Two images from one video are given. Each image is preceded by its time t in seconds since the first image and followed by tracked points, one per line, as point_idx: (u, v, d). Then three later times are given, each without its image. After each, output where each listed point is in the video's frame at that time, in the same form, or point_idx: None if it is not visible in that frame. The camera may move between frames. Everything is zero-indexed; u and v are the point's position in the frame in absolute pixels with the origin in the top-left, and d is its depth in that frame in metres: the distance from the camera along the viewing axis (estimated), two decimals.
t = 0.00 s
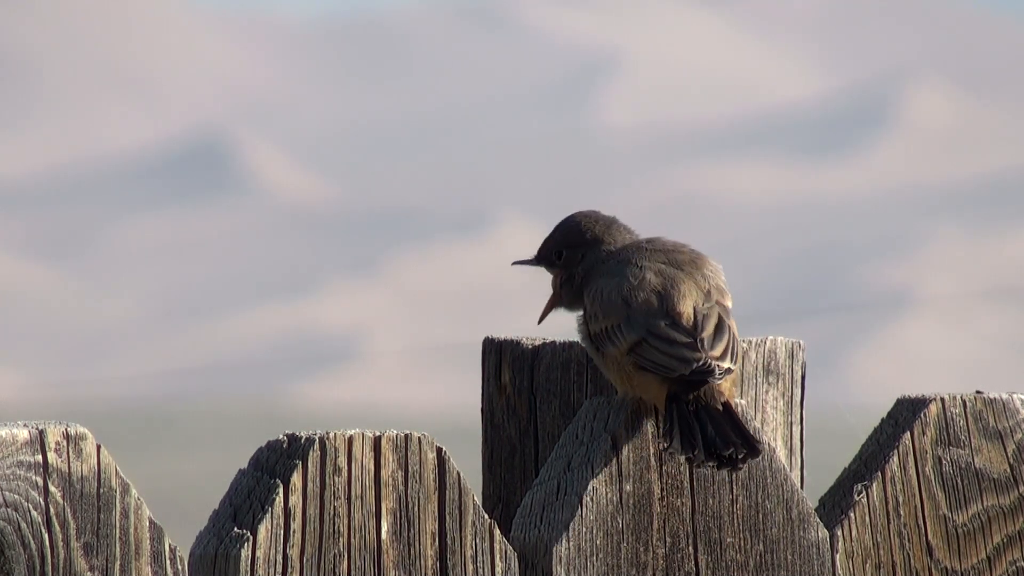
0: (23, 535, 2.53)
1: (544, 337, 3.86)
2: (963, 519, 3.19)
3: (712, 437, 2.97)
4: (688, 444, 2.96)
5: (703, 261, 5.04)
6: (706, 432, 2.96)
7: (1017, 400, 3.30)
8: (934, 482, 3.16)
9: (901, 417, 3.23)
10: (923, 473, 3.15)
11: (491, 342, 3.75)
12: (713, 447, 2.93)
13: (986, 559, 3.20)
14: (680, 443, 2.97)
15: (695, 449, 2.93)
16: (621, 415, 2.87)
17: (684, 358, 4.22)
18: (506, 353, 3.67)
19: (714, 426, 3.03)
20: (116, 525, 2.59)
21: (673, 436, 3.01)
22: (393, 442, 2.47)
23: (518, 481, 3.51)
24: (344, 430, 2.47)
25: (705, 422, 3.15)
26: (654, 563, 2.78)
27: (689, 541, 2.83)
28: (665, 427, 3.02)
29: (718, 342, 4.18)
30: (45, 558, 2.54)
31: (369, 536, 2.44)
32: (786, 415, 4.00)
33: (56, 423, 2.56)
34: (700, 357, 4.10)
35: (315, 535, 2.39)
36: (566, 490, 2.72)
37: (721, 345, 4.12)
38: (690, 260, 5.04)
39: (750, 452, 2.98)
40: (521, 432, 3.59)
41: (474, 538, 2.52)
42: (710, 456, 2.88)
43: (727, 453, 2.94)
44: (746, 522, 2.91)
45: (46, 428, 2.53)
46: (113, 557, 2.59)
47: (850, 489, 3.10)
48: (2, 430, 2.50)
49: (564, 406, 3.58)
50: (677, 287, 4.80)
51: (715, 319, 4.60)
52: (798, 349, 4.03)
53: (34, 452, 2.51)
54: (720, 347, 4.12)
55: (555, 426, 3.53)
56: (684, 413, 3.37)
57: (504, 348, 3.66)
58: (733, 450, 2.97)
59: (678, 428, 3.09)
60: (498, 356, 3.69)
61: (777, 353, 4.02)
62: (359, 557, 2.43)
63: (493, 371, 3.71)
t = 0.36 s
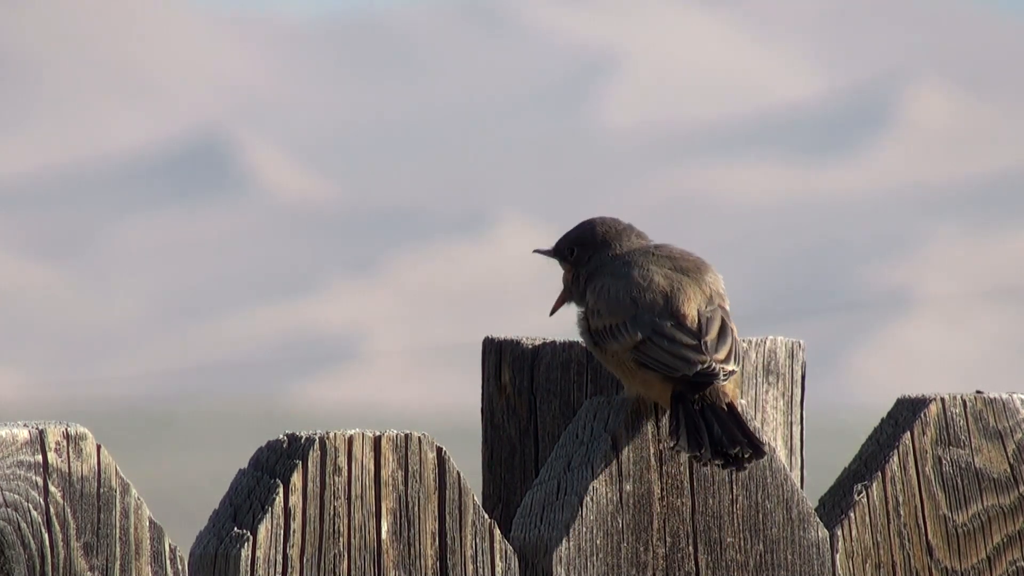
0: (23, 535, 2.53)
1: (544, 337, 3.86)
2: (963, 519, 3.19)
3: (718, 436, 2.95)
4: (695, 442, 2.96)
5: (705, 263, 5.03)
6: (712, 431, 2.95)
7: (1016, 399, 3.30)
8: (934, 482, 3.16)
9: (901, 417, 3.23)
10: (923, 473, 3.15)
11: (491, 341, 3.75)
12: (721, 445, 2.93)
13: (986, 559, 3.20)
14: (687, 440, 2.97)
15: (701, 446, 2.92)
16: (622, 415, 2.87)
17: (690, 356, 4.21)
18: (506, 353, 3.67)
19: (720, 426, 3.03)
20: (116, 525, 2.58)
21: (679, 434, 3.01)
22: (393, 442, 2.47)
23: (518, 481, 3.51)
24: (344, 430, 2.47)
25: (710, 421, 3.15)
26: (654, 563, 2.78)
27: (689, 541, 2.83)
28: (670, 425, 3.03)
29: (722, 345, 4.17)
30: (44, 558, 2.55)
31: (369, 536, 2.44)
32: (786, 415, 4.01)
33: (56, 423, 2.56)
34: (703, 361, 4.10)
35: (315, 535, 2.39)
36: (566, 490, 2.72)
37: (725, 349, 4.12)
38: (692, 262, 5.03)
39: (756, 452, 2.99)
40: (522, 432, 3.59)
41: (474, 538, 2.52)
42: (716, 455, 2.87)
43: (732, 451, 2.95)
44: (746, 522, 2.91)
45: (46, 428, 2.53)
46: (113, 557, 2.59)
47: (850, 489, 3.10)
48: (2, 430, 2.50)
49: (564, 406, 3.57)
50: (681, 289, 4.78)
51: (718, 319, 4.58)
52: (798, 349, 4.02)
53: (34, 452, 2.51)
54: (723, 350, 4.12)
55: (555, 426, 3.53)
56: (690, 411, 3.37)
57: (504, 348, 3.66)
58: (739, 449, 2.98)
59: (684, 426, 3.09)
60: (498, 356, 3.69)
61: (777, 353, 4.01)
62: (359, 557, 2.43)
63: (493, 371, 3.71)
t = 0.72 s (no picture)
0: (23, 535, 2.54)
1: (544, 338, 3.87)
2: (963, 519, 3.19)
3: (705, 434, 2.92)
4: (678, 440, 2.91)
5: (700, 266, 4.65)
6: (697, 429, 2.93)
7: (1017, 399, 3.30)
8: (934, 482, 3.16)
9: (901, 417, 3.23)
10: (923, 473, 3.15)
11: (492, 342, 3.78)
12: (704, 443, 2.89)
13: (986, 559, 3.20)
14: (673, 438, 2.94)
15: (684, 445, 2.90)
16: (621, 415, 2.86)
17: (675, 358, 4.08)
18: (506, 354, 3.70)
19: (704, 423, 2.98)
20: (116, 525, 2.58)
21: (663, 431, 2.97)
22: (393, 442, 2.47)
23: (517, 480, 3.50)
24: (344, 429, 2.47)
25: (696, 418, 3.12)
26: (654, 563, 2.78)
27: (689, 541, 2.83)
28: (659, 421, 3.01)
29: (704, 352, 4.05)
30: (45, 557, 2.55)
31: (369, 536, 2.44)
32: (786, 415, 4.02)
33: (56, 423, 2.56)
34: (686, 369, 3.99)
35: (315, 535, 2.39)
36: (565, 490, 2.72)
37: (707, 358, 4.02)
38: (689, 263, 4.61)
39: (739, 450, 2.94)
40: (521, 431, 3.58)
41: (474, 538, 2.52)
42: (700, 454, 2.85)
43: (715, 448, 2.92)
44: (746, 522, 2.91)
45: (46, 428, 2.53)
46: (112, 557, 2.58)
47: (850, 489, 3.10)
48: (2, 430, 2.50)
49: (564, 406, 3.58)
50: (673, 287, 4.46)
51: (708, 327, 4.26)
52: (797, 350, 4.07)
53: (34, 452, 2.52)
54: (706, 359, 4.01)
55: (555, 425, 3.53)
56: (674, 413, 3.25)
57: (505, 349, 3.69)
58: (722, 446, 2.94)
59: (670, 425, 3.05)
60: (498, 357, 3.72)
61: (777, 353, 4.01)
62: (359, 557, 2.43)
63: (494, 372, 3.73)
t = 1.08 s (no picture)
0: (23, 535, 2.54)
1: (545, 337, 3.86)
2: (963, 519, 3.19)
3: (702, 431, 2.93)
4: (675, 438, 2.93)
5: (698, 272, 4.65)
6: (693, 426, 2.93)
7: (1017, 400, 3.30)
8: (934, 482, 3.16)
9: (901, 418, 3.23)
10: (923, 473, 3.14)
11: (492, 341, 3.79)
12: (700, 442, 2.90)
13: (986, 559, 3.20)
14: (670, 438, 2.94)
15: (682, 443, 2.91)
16: (621, 415, 2.86)
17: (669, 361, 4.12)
18: (506, 354, 3.70)
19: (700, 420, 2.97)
20: (116, 525, 2.58)
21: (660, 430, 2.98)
22: (393, 442, 2.47)
23: (517, 480, 3.50)
24: (344, 430, 2.47)
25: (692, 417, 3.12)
26: (654, 563, 2.78)
27: (689, 541, 2.83)
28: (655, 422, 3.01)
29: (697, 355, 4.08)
30: (45, 558, 2.55)
31: (369, 536, 2.44)
32: (786, 415, 4.03)
33: (56, 423, 2.57)
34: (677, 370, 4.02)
35: (315, 535, 2.39)
36: (565, 490, 2.72)
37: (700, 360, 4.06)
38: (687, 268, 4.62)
39: (737, 447, 2.94)
40: (521, 431, 3.58)
41: (474, 538, 2.52)
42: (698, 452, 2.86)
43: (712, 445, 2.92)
44: (746, 522, 2.91)
45: (46, 428, 2.53)
46: (113, 557, 2.58)
47: (850, 489, 3.10)
48: (2, 430, 2.50)
49: (564, 406, 3.58)
50: (669, 291, 4.47)
51: (702, 328, 4.26)
52: (797, 349, 4.06)
53: (34, 452, 2.52)
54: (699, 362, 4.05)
55: (555, 425, 3.53)
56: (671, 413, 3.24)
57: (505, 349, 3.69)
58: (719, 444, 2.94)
59: (666, 425, 3.04)
60: (498, 357, 3.72)
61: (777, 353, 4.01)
62: (359, 557, 2.43)
63: (494, 372, 3.73)
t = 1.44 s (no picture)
0: (23, 535, 2.54)
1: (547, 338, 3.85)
2: (963, 519, 3.19)
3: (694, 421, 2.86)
4: (668, 427, 2.87)
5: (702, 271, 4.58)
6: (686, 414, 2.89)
7: (1017, 400, 3.30)
8: (934, 482, 3.16)
9: (901, 417, 3.23)
10: (923, 473, 3.14)
11: (491, 341, 3.78)
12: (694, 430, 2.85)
13: (986, 559, 3.20)
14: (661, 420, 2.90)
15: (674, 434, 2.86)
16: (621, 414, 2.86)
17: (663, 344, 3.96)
18: (506, 353, 3.69)
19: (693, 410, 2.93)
20: (116, 525, 2.58)
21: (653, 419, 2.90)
22: (393, 442, 2.47)
23: (517, 481, 3.51)
24: (344, 430, 2.47)
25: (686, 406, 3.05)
26: (654, 563, 2.78)
27: (689, 541, 2.83)
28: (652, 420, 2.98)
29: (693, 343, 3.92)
30: (45, 558, 2.55)
31: (369, 536, 2.44)
32: (786, 415, 4.06)
33: (56, 423, 2.57)
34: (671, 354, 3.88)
35: (315, 535, 2.39)
36: (565, 490, 2.71)
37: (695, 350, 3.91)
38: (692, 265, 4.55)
39: (725, 439, 2.91)
40: (522, 432, 3.59)
41: (474, 538, 2.52)
42: (687, 442, 2.84)
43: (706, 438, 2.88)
44: (746, 522, 2.91)
45: (46, 428, 2.53)
46: (112, 557, 2.58)
47: (851, 489, 3.10)
48: (2, 430, 2.50)
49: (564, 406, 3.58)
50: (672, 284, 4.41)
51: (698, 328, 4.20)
52: (797, 350, 4.11)
53: (34, 452, 2.52)
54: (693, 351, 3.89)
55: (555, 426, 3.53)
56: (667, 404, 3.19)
57: (505, 349, 3.68)
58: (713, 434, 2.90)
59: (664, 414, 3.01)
60: (498, 356, 3.70)
61: (777, 354, 4.04)
62: (359, 557, 2.43)
63: (493, 371, 3.72)
